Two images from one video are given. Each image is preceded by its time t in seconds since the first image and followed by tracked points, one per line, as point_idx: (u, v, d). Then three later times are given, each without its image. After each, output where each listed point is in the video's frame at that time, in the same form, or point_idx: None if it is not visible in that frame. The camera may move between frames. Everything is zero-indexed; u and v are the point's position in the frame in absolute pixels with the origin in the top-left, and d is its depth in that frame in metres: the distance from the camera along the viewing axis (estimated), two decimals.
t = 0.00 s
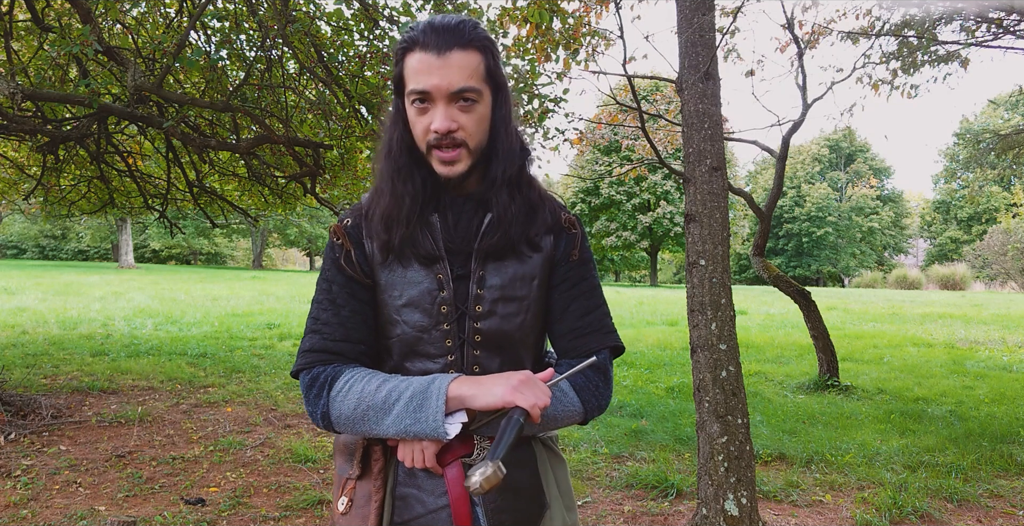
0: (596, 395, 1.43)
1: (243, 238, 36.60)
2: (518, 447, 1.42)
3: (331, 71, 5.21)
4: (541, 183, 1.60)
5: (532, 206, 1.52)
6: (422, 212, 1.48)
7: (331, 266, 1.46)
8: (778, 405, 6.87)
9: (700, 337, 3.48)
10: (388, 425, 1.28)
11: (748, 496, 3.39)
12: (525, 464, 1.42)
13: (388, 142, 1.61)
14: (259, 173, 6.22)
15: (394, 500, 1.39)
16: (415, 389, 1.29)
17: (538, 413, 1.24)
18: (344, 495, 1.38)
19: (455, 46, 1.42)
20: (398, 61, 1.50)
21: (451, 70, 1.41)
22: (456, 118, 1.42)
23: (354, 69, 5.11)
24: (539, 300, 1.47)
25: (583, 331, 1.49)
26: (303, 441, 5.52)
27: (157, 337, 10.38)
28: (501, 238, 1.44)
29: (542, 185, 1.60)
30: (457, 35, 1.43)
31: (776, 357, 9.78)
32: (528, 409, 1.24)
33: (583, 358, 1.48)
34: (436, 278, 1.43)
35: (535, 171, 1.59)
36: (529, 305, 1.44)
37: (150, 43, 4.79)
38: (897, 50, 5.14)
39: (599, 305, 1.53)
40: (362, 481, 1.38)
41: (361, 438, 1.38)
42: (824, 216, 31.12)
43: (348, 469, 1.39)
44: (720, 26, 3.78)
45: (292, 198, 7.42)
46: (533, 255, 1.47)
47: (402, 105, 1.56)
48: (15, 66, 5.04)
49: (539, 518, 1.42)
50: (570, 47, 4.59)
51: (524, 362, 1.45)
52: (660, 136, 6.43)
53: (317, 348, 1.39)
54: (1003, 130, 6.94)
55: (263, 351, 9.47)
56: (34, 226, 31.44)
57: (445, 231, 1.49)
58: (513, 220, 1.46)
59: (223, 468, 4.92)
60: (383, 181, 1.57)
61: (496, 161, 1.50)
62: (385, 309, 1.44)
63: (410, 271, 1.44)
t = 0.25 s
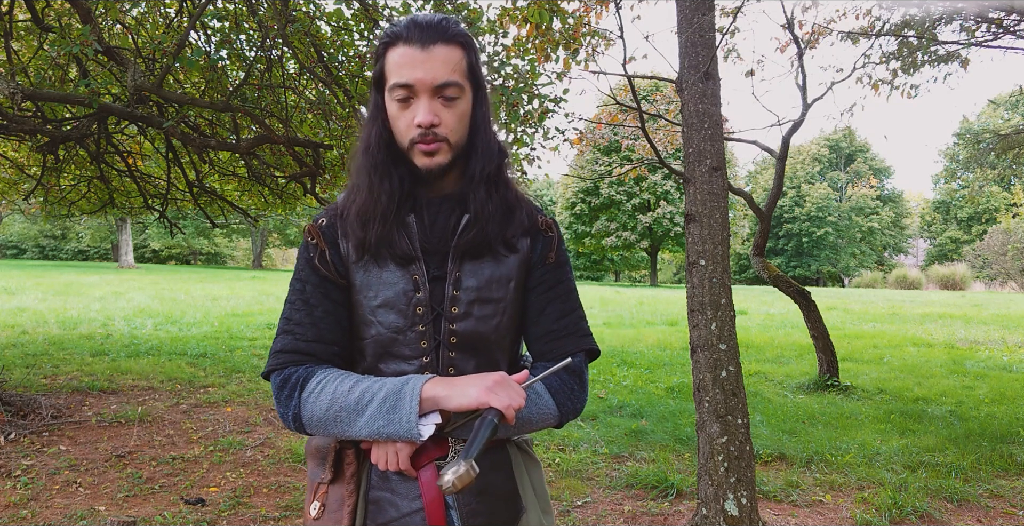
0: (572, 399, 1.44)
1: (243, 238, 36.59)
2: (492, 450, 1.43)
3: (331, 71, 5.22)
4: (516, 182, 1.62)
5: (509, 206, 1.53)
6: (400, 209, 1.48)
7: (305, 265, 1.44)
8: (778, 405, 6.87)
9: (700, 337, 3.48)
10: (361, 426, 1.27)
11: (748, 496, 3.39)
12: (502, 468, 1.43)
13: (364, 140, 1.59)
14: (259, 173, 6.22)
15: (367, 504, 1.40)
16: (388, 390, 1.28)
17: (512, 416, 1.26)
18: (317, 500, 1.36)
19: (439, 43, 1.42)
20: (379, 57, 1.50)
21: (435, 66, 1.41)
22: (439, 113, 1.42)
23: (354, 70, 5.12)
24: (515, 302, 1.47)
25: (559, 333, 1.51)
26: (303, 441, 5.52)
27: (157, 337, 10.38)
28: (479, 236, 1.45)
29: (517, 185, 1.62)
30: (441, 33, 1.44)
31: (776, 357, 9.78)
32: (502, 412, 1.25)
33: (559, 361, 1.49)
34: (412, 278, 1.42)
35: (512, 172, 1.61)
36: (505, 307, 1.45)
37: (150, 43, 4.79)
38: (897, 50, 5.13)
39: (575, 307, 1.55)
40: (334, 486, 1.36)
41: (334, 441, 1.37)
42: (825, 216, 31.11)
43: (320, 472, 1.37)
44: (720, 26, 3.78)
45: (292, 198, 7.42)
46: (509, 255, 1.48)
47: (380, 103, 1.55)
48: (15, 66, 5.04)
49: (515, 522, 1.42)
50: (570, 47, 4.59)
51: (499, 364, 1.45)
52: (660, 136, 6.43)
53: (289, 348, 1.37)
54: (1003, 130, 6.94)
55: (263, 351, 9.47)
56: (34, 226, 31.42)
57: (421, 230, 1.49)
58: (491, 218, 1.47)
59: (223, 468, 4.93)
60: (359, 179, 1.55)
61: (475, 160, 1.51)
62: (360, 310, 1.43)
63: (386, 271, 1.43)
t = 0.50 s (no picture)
0: (556, 396, 1.46)
1: (243, 237, 36.60)
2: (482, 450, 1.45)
3: (331, 71, 5.22)
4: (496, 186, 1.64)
5: (493, 209, 1.55)
6: (385, 213, 1.46)
7: (288, 270, 1.39)
8: (778, 405, 6.87)
9: (700, 337, 3.48)
10: (358, 431, 1.26)
11: (748, 496, 3.39)
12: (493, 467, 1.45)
13: (345, 141, 1.56)
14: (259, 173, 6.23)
15: (359, 509, 1.37)
16: (385, 394, 1.27)
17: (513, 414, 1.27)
18: (304, 509, 1.32)
19: (432, 48, 1.43)
20: (366, 58, 1.48)
21: (429, 70, 1.41)
22: (432, 118, 1.42)
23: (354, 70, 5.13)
24: (499, 303, 1.49)
25: (543, 333, 1.53)
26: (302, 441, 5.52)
27: (157, 337, 10.39)
28: (465, 239, 1.46)
29: (496, 189, 1.64)
30: (433, 37, 1.44)
31: (776, 357, 9.78)
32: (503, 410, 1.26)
33: (543, 359, 1.52)
34: (400, 281, 1.41)
35: (492, 176, 1.63)
36: (490, 308, 1.47)
37: (150, 43, 4.79)
38: (897, 50, 5.13)
39: (555, 307, 1.59)
40: (323, 494, 1.32)
41: (324, 447, 1.34)
42: (825, 216, 31.12)
43: (305, 481, 1.33)
44: (720, 26, 3.78)
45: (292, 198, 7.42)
46: (493, 256, 1.50)
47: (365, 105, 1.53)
48: (15, 66, 5.04)
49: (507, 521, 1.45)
50: (569, 47, 4.58)
51: (485, 364, 1.47)
52: (660, 136, 6.44)
53: (275, 356, 1.33)
54: (1003, 130, 6.94)
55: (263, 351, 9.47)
56: (34, 226, 31.43)
57: (407, 233, 1.48)
58: (476, 221, 1.48)
59: (224, 468, 4.93)
60: (341, 181, 1.52)
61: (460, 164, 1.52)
62: (346, 314, 1.40)
63: (372, 275, 1.41)
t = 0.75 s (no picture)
0: (555, 389, 1.51)
1: (243, 237, 36.60)
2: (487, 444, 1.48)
3: (331, 71, 5.22)
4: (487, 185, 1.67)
5: (488, 207, 1.58)
6: (388, 210, 1.45)
7: (292, 271, 1.34)
8: (778, 405, 6.87)
9: (700, 337, 3.48)
10: (376, 429, 1.24)
11: (748, 496, 3.39)
12: (497, 460, 1.49)
13: (342, 138, 1.53)
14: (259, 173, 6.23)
15: (371, 509, 1.38)
16: (402, 390, 1.26)
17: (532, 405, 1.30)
18: (311, 513, 1.29)
19: (437, 46, 1.44)
20: (367, 53, 1.46)
21: (435, 67, 1.42)
22: (438, 114, 1.43)
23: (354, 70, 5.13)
24: (497, 299, 1.53)
25: (539, 328, 1.60)
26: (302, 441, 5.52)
27: (157, 337, 10.39)
28: (465, 236, 1.48)
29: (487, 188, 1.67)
30: (436, 36, 1.46)
31: (776, 357, 9.78)
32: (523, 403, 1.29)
33: (540, 353, 1.58)
34: (405, 279, 1.41)
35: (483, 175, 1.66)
36: (490, 304, 1.50)
37: (150, 43, 4.80)
38: (897, 50, 5.13)
39: (546, 303, 1.65)
40: (331, 497, 1.30)
41: (333, 449, 1.31)
42: (824, 216, 31.11)
43: (311, 485, 1.30)
44: (720, 26, 3.78)
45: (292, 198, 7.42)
46: (490, 253, 1.53)
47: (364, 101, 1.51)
48: (15, 66, 5.04)
49: (511, 511, 1.49)
50: (570, 47, 4.58)
51: (485, 359, 1.50)
52: (660, 136, 6.44)
53: (283, 359, 1.29)
54: (1003, 130, 6.94)
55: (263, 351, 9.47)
56: (34, 226, 31.43)
57: (409, 231, 1.47)
58: (475, 218, 1.51)
59: (224, 468, 4.93)
60: (340, 178, 1.48)
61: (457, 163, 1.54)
62: (352, 313, 1.38)
63: (375, 273, 1.40)
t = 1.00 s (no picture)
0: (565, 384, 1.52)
1: (243, 237, 36.61)
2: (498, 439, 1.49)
3: (331, 71, 5.22)
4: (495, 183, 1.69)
5: (499, 206, 1.59)
6: (403, 208, 1.45)
7: (309, 268, 1.33)
8: (778, 405, 6.87)
9: (700, 337, 3.48)
10: (394, 425, 1.25)
11: (748, 496, 3.39)
12: (508, 456, 1.50)
13: (355, 136, 1.52)
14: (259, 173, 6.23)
15: (389, 507, 1.35)
16: (420, 385, 1.26)
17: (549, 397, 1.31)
18: (329, 511, 1.29)
19: (454, 46, 1.45)
20: (383, 52, 1.46)
21: (453, 67, 1.43)
22: (455, 113, 1.44)
23: (354, 70, 5.14)
24: (508, 295, 1.54)
25: (549, 324, 1.61)
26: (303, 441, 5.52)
27: (157, 337, 10.39)
28: (478, 234, 1.50)
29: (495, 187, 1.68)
30: (453, 37, 1.46)
31: (776, 357, 9.78)
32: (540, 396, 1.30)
33: (550, 347, 1.59)
34: (421, 276, 1.41)
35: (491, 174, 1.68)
36: (502, 300, 1.51)
37: (150, 44, 4.80)
38: (897, 50, 5.13)
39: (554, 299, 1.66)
40: (348, 495, 1.31)
41: (352, 446, 1.31)
42: (824, 216, 31.11)
43: (327, 483, 1.31)
44: (720, 26, 3.78)
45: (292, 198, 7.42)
46: (501, 251, 1.55)
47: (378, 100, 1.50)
48: (15, 66, 5.04)
49: (522, 508, 1.49)
50: (570, 47, 4.58)
51: (498, 354, 1.51)
52: (660, 136, 6.44)
53: (299, 356, 1.28)
54: (1003, 130, 6.94)
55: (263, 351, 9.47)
56: (34, 225, 31.44)
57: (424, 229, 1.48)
58: (487, 217, 1.53)
59: (224, 468, 4.93)
60: (354, 176, 1.48)
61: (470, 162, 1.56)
62: (368, 310, 1.38)
63: (390, 271, 1.40)
